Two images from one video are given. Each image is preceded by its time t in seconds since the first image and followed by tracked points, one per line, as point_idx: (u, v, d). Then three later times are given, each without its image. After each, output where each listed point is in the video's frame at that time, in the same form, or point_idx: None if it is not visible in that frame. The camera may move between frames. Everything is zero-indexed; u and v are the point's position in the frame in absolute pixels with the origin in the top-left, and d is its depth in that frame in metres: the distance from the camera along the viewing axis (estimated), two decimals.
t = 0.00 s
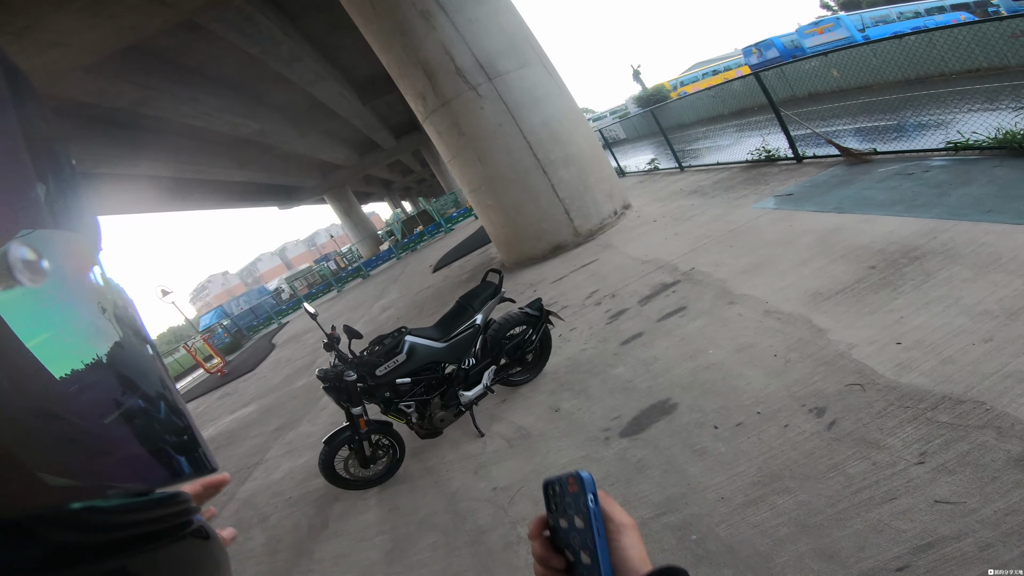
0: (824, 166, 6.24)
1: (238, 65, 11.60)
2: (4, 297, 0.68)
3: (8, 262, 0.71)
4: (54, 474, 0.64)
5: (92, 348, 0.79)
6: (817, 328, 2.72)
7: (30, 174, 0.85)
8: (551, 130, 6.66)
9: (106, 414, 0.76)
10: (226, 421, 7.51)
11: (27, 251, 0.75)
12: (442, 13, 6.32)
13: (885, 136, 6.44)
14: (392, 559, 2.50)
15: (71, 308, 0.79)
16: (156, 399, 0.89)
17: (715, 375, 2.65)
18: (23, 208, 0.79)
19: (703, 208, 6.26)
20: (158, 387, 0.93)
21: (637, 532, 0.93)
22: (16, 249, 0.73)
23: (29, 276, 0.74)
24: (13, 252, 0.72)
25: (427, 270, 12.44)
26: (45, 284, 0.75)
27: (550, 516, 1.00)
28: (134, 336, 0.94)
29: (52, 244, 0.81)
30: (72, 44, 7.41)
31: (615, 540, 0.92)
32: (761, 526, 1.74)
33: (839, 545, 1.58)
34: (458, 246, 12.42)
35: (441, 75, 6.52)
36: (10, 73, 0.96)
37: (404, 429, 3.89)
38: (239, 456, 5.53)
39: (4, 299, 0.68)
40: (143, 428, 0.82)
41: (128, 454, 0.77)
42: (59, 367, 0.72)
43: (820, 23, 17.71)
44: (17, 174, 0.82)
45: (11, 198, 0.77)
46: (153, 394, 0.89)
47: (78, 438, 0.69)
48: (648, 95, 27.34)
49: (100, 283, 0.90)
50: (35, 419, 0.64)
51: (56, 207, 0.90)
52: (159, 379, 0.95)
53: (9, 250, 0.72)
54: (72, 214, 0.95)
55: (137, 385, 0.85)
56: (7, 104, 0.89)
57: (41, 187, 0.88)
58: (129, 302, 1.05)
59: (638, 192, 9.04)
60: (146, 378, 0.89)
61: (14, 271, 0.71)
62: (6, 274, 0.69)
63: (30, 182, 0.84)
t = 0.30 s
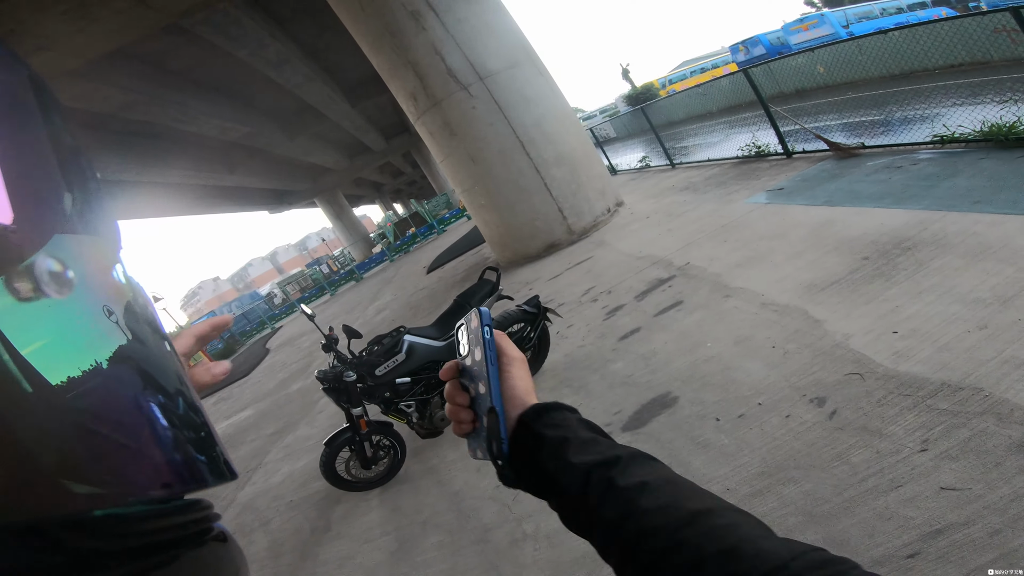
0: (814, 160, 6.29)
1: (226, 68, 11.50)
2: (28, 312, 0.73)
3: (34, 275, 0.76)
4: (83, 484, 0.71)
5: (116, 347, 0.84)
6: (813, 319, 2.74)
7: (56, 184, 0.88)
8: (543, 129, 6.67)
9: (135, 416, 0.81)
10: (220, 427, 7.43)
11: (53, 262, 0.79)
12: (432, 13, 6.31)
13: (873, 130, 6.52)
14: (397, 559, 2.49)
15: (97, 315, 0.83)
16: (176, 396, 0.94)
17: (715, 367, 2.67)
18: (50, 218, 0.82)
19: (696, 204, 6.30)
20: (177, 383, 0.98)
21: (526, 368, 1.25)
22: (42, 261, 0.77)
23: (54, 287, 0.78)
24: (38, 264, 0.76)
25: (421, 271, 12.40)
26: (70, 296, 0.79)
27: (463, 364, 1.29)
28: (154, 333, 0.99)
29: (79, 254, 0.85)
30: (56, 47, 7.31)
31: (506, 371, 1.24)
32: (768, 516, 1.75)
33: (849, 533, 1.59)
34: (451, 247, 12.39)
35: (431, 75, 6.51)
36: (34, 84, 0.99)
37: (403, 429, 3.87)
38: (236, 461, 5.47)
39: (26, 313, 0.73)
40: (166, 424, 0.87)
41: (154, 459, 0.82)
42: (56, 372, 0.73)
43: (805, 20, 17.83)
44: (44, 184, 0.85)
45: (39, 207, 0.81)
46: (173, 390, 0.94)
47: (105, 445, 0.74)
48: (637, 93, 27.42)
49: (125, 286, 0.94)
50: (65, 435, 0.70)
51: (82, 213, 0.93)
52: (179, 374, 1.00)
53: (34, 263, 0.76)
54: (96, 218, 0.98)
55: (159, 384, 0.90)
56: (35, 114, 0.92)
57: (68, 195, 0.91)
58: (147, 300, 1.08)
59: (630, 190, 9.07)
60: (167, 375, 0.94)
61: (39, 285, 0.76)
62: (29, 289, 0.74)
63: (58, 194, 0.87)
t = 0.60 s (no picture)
0: (805, 158, 6.34)
1: (213, 72, 11.36)
2: (30, 298, 0.66)
3: (35, 256, 0.69)
4: (88, 467, 0.63)
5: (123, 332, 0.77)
6: (817, 313, 2.74)
7: (62, 168, 0.85)
8: (536, 129, 6.66)
9: (144, 405, 0.74)
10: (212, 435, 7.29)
11: (55, 244, 0.73)
12: (424, 14, 6.28)
13: (861, 128, 6.58)
14: (404, 566, 2.43)
15: (102, 300, 0.76)
16: (189, 395, 0.85)
17: (720, 363, 2.65)
18: (54, 202, 0.77)
19: (690, 202, 6.32)
20: (190, 384, 0.89)
21: (527, 405, 1.29)
22: (41, 241, 0.71)
23: (56, 269, 0.71)
24: (38, 244, 0.70)
25: (413, 275, 12.32)
26: (73, 277, 0.73)
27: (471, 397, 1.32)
28: (165, 334, 0.91)
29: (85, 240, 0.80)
30: (38, 51, 7.16)
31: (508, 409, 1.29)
32: (788, 511, 1.73)
33: (873, 526, 1.57)
34: (443, 250, 12.33)
35: (423, 76, 6.47)
36: (39, 75, 0.97)
37: (403, 433, 3.81)
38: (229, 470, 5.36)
39: (25, 295, 0.65)
40: (178, 420, 0.78)
41: (159, 445, 0.72)
42: (48, 377, 0.64)
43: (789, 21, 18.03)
44: (47, 167, 0.81)
45: (40, 187, 0.76)
46: (185, 389, 0.85)
47: (103, 432, 0.67)
48: (625, 95, 27.56)
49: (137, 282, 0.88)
50: (59, 411, 0.64)
51: (89, 200, 0.89)
52: (191, 377, 0.92)
53: (34, 243, 0.70)
54: (103, 207, 0.93)
55: (171, 381, 0.82)
56: (38, 101, 0.89)
57: (75, 180, 0.87)
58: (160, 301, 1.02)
59: (623, 190, 9.09)
60: (178, 373, 0.86)
61: (38, 265, 0.69)
62: (27, 267, 0.67)
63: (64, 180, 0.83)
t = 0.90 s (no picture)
0: (800, 159, 6.36)
1: (201, 76, 11.20)
2: (38, 299, 0.58)
3: (45, 256, 0.61)
4: (94, 465, 0.57)
5: (128, 327, 0.68)
6: (828, 310, 2.71)
7: (75, 165, 0.77)
8: (532, 131, 6.63)
9: (154, 403, 0.66)
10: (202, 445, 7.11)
11: (66, 244, 0.65)
12: (419, 15, 6.24)
13: (852, 128, 6.63)
14: None
15: (111, 302, 0.67)
16: (198, 395, 0.76)
17: (732, 362, 2.61)
18: (66, 203, 0.70)
19: (687, 204, 6.31)
20: (199, 383, 0.79)
21: (541, 430, 1.36)
22: (51, 240, 0.63)
23: (66, 269, 0.64)
24: (50, 244, 0.62)
25: (406, 280, 12.21)
26: (85, 279, 0.65)
27: (483, 413, 1.35)
28: (175, 331, 0.81)
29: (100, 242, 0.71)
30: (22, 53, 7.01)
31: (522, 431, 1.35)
32: (820, 509, 1.68)
33: (913, 522, 1.53)
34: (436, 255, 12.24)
35: (418, 78, 6.42)
36: (49, 73, 0.90)
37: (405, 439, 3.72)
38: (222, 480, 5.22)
39: (34, 294, 0.58)
40: (185, 421, 0.70)
41: (169, 445, 0.66)
42: (38, 386, 0.56)
43: (776, 25, 18.27)
44: (56, 163, 0.73)
45: (48, 182, 0.68)
46: (194, 388, 0.76)
47: (109, 430, 0.60)
48: (615, 99, 27.74)
49: (148, 280, 0.79)
50: (70, 405, 0.57)
51: (103, 200, 0.81)
52: (201, 375, 0.83)
53: (43, 241, 0.62)
54: (118, 207, 0.85)
55: (179, 378, 0.74)
56: (49, 96, 0.82)
57: (88, 178, 0.79)
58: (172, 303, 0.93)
59: (617, 193, 9.08)
60: (186, 371, 0.76)
61: (49, 265, 0.61)
62: (35, 268, 0.59)
63: (75, 179, 0.75)
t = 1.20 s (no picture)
0: (790, 158, 6.43)
1: (186, 77, 11.02)
2: (34, 302, 0.56)
3: (45, 262, 0.59)
4: (96, 469, 0.55)
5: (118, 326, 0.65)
6: (827, 305, 2.73)
7: (75, 169, 0.73)
8: (525, 131, 6.62)
9: (150, 403, 0.63)
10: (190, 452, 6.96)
11: (66, 248, 0.62)
12: (411, 15, 6.19)
13: (838, 128, 6.71)
14: None
15: (109, 302, 0.65)
16: (194, 395, 0.72)
17: (734, 358, 2.62)
18: (68, 208, 0.66)
19: (679, 203, 6.34)
20: (196, 384, 0.76)
21: (549, 439, 1.34)
22: (51, 243, 0.60)
23: (66, 274, 0.61)
24: (49, 249, 0.59)
25: (396, 282, 12.12)
26: (83, 284, 0.62)
27: (493, 424, 1.34)
28: (172, 331, 0.78)
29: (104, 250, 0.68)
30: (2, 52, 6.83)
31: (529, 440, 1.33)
32: (833, 503, 1.68)
33: (928, 514, 1.53)
34: (426, 257, 12.16)
35: (410, 78, 6.37)
36: (51, 80, 0.86)
37: (402, 442, 3.68)
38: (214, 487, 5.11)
39: (33, 297, 0.56)
40: (183, 421, 0.67)
41: (167, 447, 0.63)
42: (24, 388, 0.53)
43: (762, 26, 18.49)
44: (56, 163, 0.69)
45: (49, 186, 0.65)
46: (191, 388, 0.73)
47: (105, 428, 0.58)
48: (603, 100, 27.86)
49: (148, 281, 0.76)
50: (68, 406, 0.55)
51: (103, 205, 0.76)
52: (198, 372, 0.79)
53: (43, 245, 0.59)
54: (117, 214, 0.80)
55: (177, 378, 0.70)
56: (49, 100, 0.78)
57: (88, 183, 0.75)
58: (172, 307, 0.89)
59: (608, 193, 9.11)
60: (183, 370, 0.73)
61: (48, 270, 0.59)
62: (34, 272, 0.57)
63: (76, 182, 0.72)
